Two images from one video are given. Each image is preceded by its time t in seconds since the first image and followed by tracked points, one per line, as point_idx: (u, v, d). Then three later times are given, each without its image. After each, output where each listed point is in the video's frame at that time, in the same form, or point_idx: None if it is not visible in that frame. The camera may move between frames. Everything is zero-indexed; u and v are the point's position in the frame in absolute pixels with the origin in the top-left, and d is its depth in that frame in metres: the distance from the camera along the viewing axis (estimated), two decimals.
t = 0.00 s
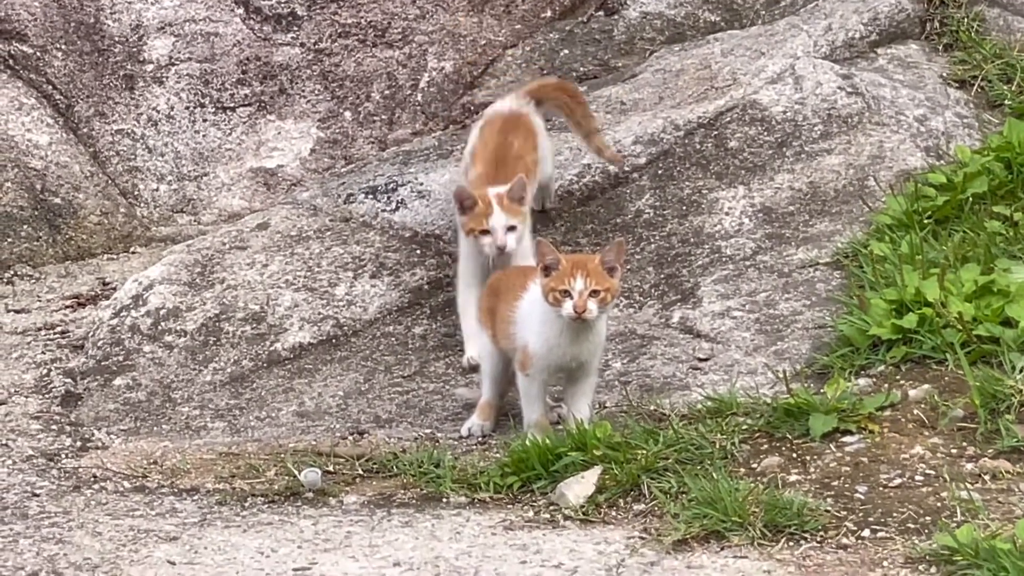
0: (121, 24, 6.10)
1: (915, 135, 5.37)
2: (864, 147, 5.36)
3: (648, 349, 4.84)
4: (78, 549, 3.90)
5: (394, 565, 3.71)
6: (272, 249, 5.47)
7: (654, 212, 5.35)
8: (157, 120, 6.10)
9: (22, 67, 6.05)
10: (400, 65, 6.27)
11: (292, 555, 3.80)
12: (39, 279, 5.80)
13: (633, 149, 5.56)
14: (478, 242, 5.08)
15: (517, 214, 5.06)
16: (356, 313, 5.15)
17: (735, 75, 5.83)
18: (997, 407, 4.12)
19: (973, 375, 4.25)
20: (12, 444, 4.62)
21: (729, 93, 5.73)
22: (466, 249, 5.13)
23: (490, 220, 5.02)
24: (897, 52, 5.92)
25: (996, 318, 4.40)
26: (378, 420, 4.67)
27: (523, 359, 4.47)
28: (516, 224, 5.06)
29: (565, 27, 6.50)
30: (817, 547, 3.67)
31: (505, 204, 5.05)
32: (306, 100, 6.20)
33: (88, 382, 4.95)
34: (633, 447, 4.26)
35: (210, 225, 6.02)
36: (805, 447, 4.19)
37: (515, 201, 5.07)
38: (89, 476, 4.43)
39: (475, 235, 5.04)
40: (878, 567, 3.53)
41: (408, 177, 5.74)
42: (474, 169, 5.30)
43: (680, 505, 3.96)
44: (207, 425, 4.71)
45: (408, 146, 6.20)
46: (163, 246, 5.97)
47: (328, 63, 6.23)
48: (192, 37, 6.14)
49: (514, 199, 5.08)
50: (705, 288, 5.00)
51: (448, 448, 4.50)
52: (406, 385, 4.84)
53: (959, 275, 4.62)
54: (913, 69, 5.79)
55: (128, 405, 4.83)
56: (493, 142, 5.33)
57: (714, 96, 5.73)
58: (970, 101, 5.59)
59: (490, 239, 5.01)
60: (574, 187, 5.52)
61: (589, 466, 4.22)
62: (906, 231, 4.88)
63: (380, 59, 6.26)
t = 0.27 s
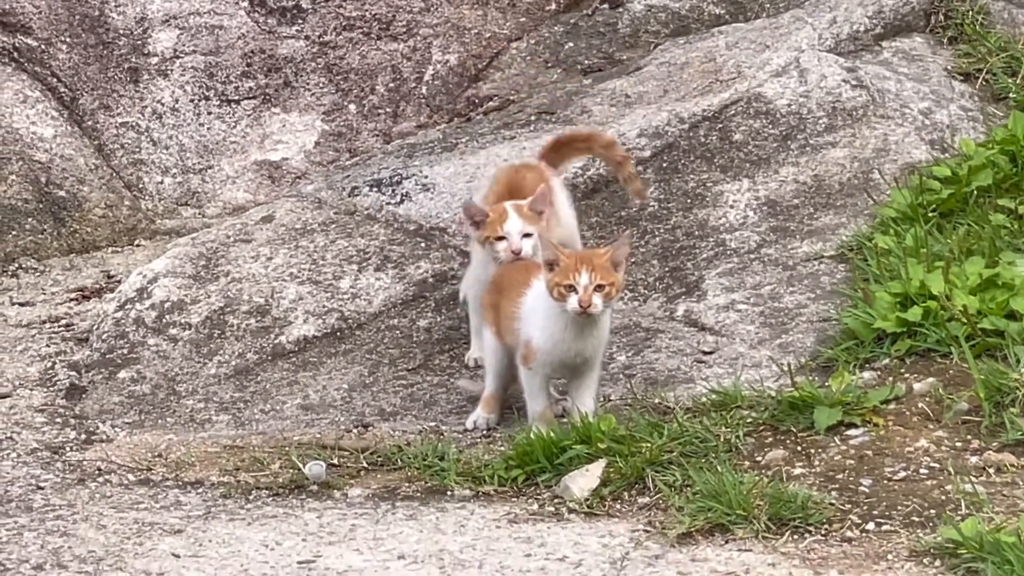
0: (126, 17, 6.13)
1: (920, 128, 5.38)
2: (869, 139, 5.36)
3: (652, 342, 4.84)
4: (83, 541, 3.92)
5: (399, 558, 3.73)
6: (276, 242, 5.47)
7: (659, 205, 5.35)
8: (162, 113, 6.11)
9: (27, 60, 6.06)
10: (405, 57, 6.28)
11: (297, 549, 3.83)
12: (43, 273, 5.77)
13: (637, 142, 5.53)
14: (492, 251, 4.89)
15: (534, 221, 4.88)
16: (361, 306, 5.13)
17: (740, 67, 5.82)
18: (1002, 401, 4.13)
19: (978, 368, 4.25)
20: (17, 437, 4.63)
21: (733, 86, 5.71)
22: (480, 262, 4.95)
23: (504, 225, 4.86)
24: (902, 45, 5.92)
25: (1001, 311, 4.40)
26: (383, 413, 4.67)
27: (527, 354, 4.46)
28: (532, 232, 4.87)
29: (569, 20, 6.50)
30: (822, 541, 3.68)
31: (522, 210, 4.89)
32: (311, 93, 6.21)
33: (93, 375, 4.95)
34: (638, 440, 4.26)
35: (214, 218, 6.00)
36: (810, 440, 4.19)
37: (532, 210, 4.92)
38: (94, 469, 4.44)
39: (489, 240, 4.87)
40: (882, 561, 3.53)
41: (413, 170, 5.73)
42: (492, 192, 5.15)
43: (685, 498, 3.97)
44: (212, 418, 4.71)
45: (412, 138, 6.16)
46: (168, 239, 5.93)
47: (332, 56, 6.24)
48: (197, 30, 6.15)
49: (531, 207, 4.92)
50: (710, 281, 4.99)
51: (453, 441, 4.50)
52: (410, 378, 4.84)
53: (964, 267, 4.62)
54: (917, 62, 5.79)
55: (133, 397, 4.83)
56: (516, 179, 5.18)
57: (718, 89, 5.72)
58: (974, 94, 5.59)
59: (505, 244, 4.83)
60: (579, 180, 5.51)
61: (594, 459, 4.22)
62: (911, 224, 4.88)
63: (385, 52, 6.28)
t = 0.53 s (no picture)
0: (129, 11, 6.12)
1: (923, 122, 5.37)
2: (873, 133, 5.34)
3: (656, 337, 4.83)
4: (86, 535, 3.93)
5: (403, 552, 3.73)
6: (281, 236, 5.47)
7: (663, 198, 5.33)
8: (166, 106, 6.11)
9: (31, 54, 6.06)
10: (409, 51, 6.27)
11: (300, 543, 3.82)
12: (47, 267, 5.78)
13: (641, 136, 5.52)
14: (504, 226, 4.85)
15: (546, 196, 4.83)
16: (365, 300, 5.13)
17: (744, 62, 5.82)
18: (1006, 395, 4.14)
19: (982, 363, 4.26)
20: (20, 431, 4.64)
21: (737, 79, 5.71)
22: (491, 236, 4.91)
23: (516, 199, 4.80)
24: (906, 39, 5.90)
25: (1005, 305, 4.40)
26: (387, 407, 4.67)
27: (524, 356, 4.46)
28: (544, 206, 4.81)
29: (573, 15, 6.49)
30: (826, 535, 3.68)
31: (534, 181, 4.84)
32: (315, 87, 6.21)
33: (97, 368, 4.95)
34: (642, 434, 4.26)
35: (218, 212, 6.00)
36: (814, 434, 4.19)
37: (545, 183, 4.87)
38: (98, 463, 4.45)
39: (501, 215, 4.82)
40: (886, 555, 3.53)
41: (417, 164, 5.71)
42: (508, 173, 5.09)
43: (689, 492, 3.98)
44: (216, 412, 4.72)
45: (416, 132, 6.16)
46: (172, 232, 5.94)
47: (336, 50, 6.23)
48: (201, 24, 6.16)
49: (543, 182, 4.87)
50: (713, 276, 4.99)
51: (457, 435, 4.50)
52: (414, 372, 4.83)
53: (967, 262, 4.61)
54: (922, 56, 5.78)
55: (136, 391, 4.84)
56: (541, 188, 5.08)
57: (723, 83, 5.72)
58: (979, 88, 5.57)
59: (516, 219, 4.79)
60: (583, 175, 5.43)
61: (597, 454, 4.22)
62: (915, 218, 4.87)
63: (388, 46, 6.26)
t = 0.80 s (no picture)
0: (134, 4, 6.10)
1: (928, 116, 5.36)
2: (878, 127, 5.34)
3: (661, 330, 4.84)
4: (91, 528, 3.97)
5: (407, 545, 3.76)
6: (285, 229, 5.44)
7: (668, 192, 5.30)
8: (170, 100, 6.12)
9: (36, 47, 6.08)
10: (414, 45, 6.25)
11: (305, 536, 3.86)
12: (53, 260, 5.85)
13: (647, 130, 5.45)
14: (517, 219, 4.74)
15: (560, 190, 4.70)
16: (369, 293, 5.10)
17: (749, 55, 5.79)
18: (1011, 388, 4.14)
19: (987, 356, 4.26)
20: (25, 424, 4.65)
21: (743, 73, 5.67)
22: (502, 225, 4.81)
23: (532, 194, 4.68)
24: (911, 33, 5.91)
25: (1010, 299, 4.40)
26: (391, 401, 4.67)
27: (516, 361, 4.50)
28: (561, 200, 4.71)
29: (578, 8, 6.40)
30: (831, 528, 3.70)
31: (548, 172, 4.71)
32: (320, 80, 6.21)
33: (102, 362, 4.96)
34: (647, 427, 4.27)
35: (223, 206, 6.08)
36: (819, 428, 4.19)
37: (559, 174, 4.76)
38: (103, 456, 4.47)
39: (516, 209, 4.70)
40: (890, 548, 3.56)
41: (422, 158, 5.67)
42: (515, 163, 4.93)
43: (694, 485, 3.98)
44: (221, 405, 4.72)
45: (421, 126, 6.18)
46: (177, 226, 6.03)
47: (341, 44, 6.21)
48: (206, 18, 6.13)
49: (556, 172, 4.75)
50: (718, 269, 4.98)
51: (461, 428, 4.50)
52: (419, 366, 4.82)
53: (972, 255, 4.61)
54: (926, 50, 5.78)
55: (141, 384, 4.84)
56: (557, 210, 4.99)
57: (728, 76, 5.68)
58: (984, 82, 5.58)
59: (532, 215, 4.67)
60: (588, 168, 5.35)
61: (602, 447, 4.23)
62: (920, 212, 4.87)
63: (393, 39, 6.24)
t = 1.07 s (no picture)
0: None
1: (933, 109, 5.36)
2: (883, 120, 5.33)
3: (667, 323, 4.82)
4: (96, 521, 4.00)
5: (412, 538, 3.78)
6: (291, 222, 5.42)
7: (673, 184, 5.29)
8: (176, 93, 6.13)
9: (42, 40, 6.14)
10: (419, 38, 6.24)
11: (310, 529, 3.88)
12: (57, 253, 5.83)
13: (652, 123, 5.46)
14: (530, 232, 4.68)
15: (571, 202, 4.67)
16: (375, 286, 5.08)
17: (754, 48, 5.79)
18: (1016, 381, 4.13)
19: (992, 350, 4.25)
20: (30, 417, 4.67)
21: (748, 66, 5.68)
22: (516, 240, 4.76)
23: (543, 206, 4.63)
24: (917, 26, 5.91)
25: (1015, 292, 4.40)
26: (397, 393, 4.67)
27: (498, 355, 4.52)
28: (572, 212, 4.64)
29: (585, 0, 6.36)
30: (836, 522, 3.71)
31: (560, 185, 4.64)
32: (326, 73, 6.20)
33: (107, 355, 4.95)
34: (652, 420, 4.27)
35: (228, 198, 6.02)
36: (824, 421, 4.20)
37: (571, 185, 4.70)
38: (108, 449, 4.49)
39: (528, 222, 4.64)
40: (896, 541, 3.57)
41: (427, 151, 5.64)
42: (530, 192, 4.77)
43: (699, 479, 4.00)
44: (226, 398, 4.73)
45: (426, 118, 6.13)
46: (181, 219, 5.96)
47: (347, 36, 6.21)
48: (211, 11, 6.16)
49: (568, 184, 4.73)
50: (724, 262, 4.95)
51: (467, 421, 4.51)
52: (424, 358, 4.80)
53: (977, 249, 4.61)
54: (931, 43, 5.78)
55: (146, 377, 4.85)
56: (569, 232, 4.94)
57: (733, 70, 5.69)
58: (989, 75, 5.57)
59: (543, 228, 4.62)
60: (593, 160, 5.39)
61: (607, 440, 4.24)
62: (925, 205, 4.87)
63: (399, 32, 6.24)
